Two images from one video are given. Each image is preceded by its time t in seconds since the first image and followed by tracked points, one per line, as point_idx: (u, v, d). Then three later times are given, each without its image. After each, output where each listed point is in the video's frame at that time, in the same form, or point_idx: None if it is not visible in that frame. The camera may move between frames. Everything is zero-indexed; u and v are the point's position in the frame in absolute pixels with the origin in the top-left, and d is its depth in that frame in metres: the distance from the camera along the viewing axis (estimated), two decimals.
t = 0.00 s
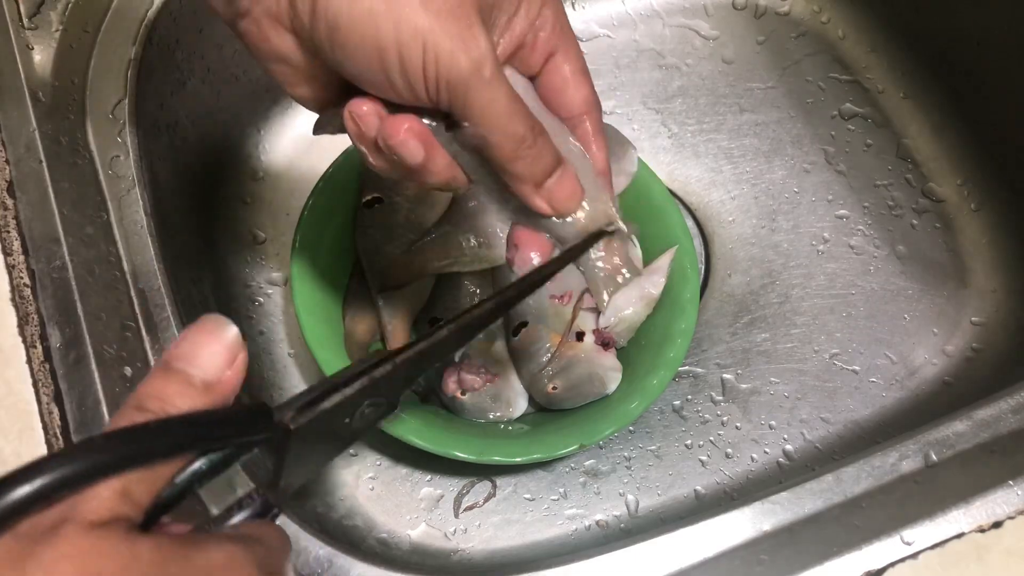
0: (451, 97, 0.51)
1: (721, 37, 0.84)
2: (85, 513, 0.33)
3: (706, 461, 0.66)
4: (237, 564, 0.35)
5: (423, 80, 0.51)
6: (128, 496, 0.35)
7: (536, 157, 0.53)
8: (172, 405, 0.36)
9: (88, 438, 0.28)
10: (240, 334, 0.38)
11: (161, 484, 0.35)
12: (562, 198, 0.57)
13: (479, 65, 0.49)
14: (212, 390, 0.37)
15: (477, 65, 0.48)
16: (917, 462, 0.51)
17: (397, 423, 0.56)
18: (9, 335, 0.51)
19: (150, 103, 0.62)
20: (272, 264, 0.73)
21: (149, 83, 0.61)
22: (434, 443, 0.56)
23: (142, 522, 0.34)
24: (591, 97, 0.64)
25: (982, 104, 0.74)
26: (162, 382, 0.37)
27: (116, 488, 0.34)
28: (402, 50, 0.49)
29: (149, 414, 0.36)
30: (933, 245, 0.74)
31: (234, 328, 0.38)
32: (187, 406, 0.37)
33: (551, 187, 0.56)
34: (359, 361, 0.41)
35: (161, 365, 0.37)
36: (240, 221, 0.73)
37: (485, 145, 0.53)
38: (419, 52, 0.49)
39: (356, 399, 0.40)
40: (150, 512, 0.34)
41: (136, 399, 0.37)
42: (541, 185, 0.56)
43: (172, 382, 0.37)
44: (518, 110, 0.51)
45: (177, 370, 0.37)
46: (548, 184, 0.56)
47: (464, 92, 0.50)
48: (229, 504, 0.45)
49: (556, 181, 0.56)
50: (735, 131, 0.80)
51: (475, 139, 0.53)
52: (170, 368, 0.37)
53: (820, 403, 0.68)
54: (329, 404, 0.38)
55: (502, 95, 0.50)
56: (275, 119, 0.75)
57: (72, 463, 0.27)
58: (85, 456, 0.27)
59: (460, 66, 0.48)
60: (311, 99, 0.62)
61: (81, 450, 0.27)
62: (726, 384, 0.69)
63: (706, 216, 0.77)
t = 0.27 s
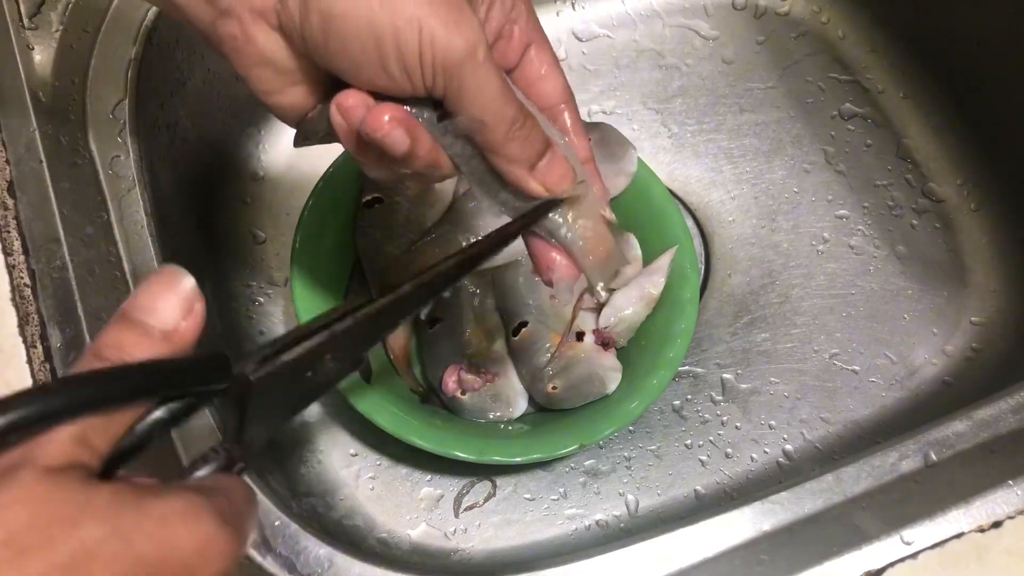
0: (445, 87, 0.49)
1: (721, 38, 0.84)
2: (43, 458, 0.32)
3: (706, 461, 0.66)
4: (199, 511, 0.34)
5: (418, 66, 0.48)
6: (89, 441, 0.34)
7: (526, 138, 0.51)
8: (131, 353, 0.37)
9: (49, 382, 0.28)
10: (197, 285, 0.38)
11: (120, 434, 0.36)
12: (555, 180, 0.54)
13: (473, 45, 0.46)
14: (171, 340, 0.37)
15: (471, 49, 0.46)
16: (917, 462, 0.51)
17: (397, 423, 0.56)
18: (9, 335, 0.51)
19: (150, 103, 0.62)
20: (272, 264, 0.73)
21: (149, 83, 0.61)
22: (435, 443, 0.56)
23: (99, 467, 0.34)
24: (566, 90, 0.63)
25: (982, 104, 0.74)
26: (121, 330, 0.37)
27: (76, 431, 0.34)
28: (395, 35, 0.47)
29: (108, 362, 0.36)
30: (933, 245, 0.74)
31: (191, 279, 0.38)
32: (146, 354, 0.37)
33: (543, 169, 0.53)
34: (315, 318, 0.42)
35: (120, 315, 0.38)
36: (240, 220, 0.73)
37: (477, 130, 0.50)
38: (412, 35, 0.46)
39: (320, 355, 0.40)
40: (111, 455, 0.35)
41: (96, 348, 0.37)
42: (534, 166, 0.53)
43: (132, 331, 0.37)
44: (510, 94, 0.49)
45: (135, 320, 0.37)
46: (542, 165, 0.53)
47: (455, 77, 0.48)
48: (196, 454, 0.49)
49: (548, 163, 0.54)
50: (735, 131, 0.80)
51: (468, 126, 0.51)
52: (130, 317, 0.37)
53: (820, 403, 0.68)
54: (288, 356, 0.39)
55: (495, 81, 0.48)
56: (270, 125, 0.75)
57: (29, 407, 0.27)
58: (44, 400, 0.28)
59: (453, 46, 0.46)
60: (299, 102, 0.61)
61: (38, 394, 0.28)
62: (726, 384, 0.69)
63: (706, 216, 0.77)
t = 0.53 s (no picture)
0: (428, 73, 0.51)
1: (721, 38, 0.84)
2: (45, 469, 0.32)
3: (706, 461, 0.66)
4: (194, 516, 0.35)
5: (401, 52, 0.50)
6: (90, 454, 0.35)
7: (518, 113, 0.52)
8: (137, 364, 0.38)
9: (60, 396, 0.33)
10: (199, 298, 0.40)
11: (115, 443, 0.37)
12: (553, 149, 0.54)
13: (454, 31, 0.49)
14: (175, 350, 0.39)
15: (452, 32, 0.48)
16: (917, 462, 0.51)
17: (398, 424, 0.56)
18: (9, 334, 0.52)
19: (150, 103, 0.61)
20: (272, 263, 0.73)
21: (149, 82, 0.61)
22: (435, 443, 0.57)
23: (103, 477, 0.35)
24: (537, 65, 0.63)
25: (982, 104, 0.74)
26: (127, 342, 0.39)
27: (79, 445, 0.35)
28: (378, 27, 0.49)
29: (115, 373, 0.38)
30: (933, 245, 0.74)
31: (195, 293, 0.40)
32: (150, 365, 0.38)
33: (540, 139, 0.54)
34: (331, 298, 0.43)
35: (127, 327, 0.40)
36: (239, 220, 0.73)
37: (468, 111, 0.51)
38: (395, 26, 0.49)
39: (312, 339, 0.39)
40: (109, 464, 0.36)
41: (105, 360, 0.39)
42: (530, 139, 0.53)
43: (134, 341, 0.39)
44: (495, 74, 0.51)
45: (141, 330, 0.39)
46: (538, 136, 0.54)
47: (439, 61, 0.49)
48: (196, 456, 0.49)
49: (542, 135, 0.54)
50: (735, 131, 0.80)
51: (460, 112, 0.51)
52: (134, 331, 0.39)
53: (820, 403, 0.68)
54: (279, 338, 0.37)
55: (479, 64, 0.50)
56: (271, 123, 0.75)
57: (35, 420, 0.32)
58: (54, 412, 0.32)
59: (435, 32, 0.48)
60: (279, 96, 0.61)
61: (53, 406, 0.33)
62: (726, 384, 0.69)
63: (706, 216, 0.77)
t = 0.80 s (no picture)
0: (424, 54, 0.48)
1: (721, 38, 0.84)
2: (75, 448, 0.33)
3: (706, 461, 0.66)
4: (228, 493, 0.35)
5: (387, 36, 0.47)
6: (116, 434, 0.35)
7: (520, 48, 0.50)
8: (154, 347, 0.37)
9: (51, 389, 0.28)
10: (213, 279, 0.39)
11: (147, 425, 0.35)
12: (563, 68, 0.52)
13: (440, 5, 0.46)
14: (191, 332, 0.38)
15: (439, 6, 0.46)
16: (917, 462, 0.51)
17: (398, 424, 0.57)
18: (8, 334, 0.50)
19: (151, 104, 0.61)
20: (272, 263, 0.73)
21: (150, 83, 0.61)
22: (435, 443, 0.57)
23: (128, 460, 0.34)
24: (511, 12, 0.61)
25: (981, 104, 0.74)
26: (141, 327, 0.38)
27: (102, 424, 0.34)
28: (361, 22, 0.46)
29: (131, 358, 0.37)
30: (933, 245, 0.74)
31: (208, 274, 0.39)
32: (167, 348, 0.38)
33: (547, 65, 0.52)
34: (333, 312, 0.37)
35: (138, 313, 0.38)
36: (239, 220, 0.73)
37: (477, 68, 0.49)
38: (379, 23, 0.46)
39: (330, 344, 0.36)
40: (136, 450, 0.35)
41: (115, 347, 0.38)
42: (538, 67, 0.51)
43: (147, 324, 0.38)
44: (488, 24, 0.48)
45: (154, 315, 0.38)
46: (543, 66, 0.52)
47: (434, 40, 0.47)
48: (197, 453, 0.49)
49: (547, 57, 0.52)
50: (735, 130, 0.80)
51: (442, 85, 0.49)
52: (148, 314, 0.38)
53: (820, 403, 0.68)
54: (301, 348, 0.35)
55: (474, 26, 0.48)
56: (283, 113, 0.75)
57: (63, 400, 0.27)
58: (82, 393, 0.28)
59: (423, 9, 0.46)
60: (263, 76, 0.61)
61: (48, 398, 0.27)
62: (726, 384, 0.69)
63: (706, 216, 0.77)
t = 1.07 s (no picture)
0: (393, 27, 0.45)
1: (721, 38, 0.84)
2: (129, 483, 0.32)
3: (706, 461, 0.66)
4: (257, 512, 0.39)
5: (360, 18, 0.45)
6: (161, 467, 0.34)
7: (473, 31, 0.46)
8: (204, 364, 0.36)
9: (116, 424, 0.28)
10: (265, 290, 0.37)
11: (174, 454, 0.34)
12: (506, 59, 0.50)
13: None
14: (240, 347, 0.37)
15: None
16: (917, 462, 0.51)
17: (398, 424, 0.56)
18: (9, 335, 0.50)
19: (151, 104, 0.61)
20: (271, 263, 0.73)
21: (149, 83, 0.61)
22: (436, 443, 0.57)
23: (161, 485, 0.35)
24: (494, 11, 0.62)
25: (981, 105, 0.74)
26: (188, 337, 0.36)
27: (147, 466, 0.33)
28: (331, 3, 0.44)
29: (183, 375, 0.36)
30: (933, 245, 0.75)
31: (258, 284, 0.37)
32: (209, 361, 0.36)
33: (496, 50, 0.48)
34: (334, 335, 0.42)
35: (185, 322, 0.37)
36: (239, 220, 0.73)
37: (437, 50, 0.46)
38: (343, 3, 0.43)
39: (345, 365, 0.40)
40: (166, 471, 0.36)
41: (164, 358, 0.36)
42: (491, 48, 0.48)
43: (194, 338, 0.36)
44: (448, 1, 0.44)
45: (201, 326, 0.36)
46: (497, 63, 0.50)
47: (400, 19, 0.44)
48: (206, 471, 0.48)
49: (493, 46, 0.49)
50: (735, 131, 0.80)
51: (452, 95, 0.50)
52: (199, 326, 0.36)
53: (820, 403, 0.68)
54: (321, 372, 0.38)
55: None
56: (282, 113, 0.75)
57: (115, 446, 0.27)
58: (128, 437, 0.28)
59: None
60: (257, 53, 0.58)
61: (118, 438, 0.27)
62: (726, 384, 0.69)
63: (706, 216, 0.77)
